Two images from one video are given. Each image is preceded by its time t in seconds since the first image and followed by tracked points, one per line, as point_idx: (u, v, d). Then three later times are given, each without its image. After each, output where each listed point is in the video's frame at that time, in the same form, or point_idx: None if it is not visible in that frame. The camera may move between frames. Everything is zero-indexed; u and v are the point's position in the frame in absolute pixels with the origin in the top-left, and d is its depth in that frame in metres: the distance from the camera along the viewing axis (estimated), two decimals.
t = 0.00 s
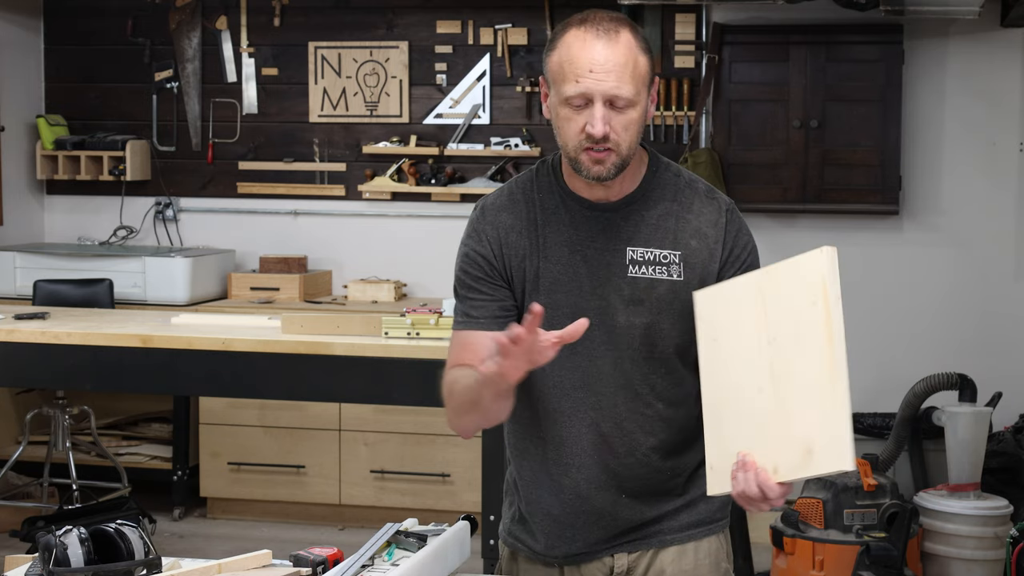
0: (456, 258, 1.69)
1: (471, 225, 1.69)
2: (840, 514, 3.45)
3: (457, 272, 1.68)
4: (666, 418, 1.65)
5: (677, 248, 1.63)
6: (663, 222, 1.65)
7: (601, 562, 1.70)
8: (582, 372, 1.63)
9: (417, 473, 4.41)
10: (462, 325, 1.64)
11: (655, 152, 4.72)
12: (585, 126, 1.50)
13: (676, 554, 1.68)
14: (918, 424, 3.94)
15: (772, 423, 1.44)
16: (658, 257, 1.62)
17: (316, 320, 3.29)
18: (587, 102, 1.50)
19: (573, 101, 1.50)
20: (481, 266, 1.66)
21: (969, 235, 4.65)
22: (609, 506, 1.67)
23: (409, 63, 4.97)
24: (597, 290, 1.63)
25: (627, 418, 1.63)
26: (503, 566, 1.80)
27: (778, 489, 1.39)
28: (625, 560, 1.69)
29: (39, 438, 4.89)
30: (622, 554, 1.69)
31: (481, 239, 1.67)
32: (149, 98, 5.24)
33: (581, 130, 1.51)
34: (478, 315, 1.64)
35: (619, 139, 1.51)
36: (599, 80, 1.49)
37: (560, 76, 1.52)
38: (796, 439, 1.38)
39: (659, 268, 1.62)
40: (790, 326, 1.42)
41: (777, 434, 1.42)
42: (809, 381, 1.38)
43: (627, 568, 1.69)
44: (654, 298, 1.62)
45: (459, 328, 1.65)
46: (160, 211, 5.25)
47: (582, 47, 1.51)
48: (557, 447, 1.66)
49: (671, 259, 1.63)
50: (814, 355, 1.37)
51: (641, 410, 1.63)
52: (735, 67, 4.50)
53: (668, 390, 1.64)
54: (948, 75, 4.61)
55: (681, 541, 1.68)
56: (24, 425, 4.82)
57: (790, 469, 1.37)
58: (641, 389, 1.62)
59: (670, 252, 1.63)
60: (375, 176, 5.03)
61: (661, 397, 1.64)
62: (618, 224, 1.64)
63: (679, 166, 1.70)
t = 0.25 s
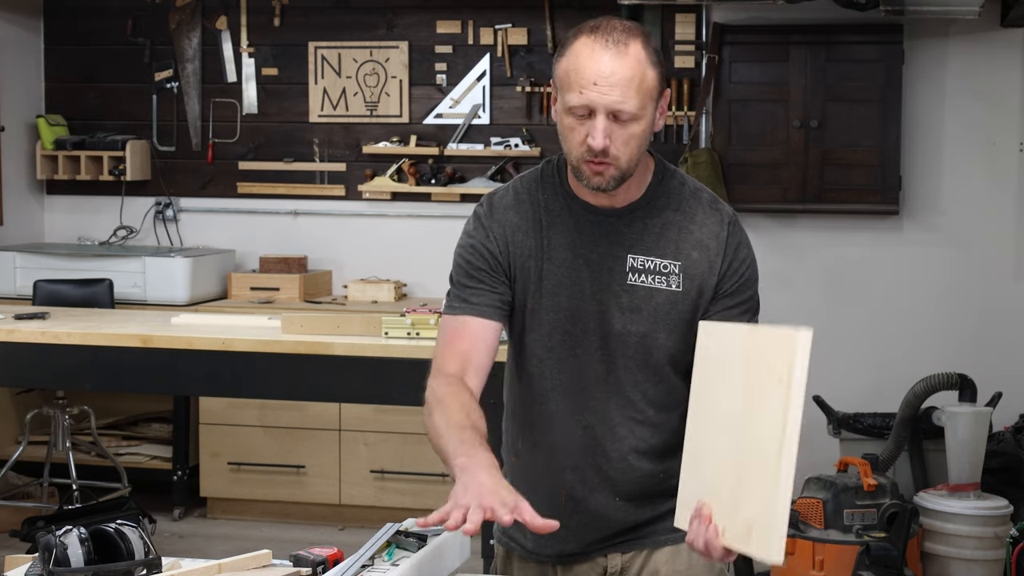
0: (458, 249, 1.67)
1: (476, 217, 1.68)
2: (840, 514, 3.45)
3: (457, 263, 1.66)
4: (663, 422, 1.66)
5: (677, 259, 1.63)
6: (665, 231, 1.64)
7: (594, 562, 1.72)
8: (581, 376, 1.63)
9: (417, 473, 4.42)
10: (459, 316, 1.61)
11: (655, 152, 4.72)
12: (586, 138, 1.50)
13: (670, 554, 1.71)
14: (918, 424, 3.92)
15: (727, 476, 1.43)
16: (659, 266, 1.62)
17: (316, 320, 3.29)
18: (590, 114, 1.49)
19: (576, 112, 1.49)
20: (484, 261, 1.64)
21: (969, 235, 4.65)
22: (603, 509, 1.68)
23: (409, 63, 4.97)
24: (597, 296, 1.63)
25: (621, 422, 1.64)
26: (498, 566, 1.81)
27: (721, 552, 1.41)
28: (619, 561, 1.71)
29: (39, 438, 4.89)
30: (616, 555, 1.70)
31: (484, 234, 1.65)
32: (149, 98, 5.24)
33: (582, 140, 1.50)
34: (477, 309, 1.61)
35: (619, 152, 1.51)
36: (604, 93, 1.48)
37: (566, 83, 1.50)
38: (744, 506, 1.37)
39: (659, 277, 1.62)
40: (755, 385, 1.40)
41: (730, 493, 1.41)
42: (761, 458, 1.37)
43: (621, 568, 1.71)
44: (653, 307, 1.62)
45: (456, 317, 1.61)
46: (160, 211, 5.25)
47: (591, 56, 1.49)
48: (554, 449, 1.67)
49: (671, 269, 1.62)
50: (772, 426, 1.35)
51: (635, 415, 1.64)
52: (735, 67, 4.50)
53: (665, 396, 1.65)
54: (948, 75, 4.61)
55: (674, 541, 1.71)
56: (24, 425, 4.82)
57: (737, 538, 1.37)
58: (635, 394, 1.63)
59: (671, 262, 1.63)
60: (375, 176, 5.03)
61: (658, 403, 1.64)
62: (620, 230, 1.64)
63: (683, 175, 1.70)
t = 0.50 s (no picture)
0: (451, 254, 1.69)
1: (468, 220, 1.69)
2: (840, 514, 3.45)
3: (450, 267, 1.69)
4: (661, 421, 1.65)
5: (675, 256, 1.62)
6: (663, 229, 1.64)
7: (592, 564, 1.72)
8: (578, 376, 1.63)
9: (417, 473, 4.42)
10: (448, 326, 1.67)
11: (656, 152, 4.72)
12: (580, 131, 1.50)
13: (669, 554, 1.71)
14: (918, 424, 3.92)
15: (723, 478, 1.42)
16: (656, 264, 1.62)
17: (316, 320, 3.29)
18: (583, 108, 1.49)
19: (568, 105, 1.49)
20: (476, 263, 1.66)
21: (969, 235, 4.65)
22: (602, 509, 1.68)
23: (409, 63, 4.97)
24: (593, 294, 1.63)
25: (620, 422, 1.64)
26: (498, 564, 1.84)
27: (707, 547, 1.42)
28: (617, 561, 1.71)
29: (39, 438, 4.89)
30: (614, 555, 1.71)
31: (477, 236, 1.67)
32: (149, 98, 5.24)
33: (576, 134, 1.50)
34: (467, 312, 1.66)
35: (614, 143, 1.50)
36: (594, 85, 1.48)
37: (557, 78, 1.51)
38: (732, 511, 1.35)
39: (657, 275, 1.62)
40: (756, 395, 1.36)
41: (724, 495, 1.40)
42: (742, 459, 1.37)
43: (619, 569, 1.71)
44: (650, 305, 1.61)
45: (446, 328, 1.67)
46: (160, 211, 5.25)
47: (580, 49, 1.49)
48: (550, 451, 1.66)
49: (669, 267, 1.62)
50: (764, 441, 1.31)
51: (634, 415, 1.64)
52: (735, 67, 4.50)
53: (664, 395, 1.64)
54: (948, 75, 4.61)
55: (674, 541, 1.71)
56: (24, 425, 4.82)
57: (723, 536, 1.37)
58: (635, 394, 1.63)
59: (669, 260, 1.62)
60: (375, 176, 5.03)
61: (656, 403, 1.64)
62: (616, 228, 1.64)
63: (681, 172, 1.69)
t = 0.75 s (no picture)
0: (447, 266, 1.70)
1: (462, 230, 1.69)
2: (840, 514, 3.45)
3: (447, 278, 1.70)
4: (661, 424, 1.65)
5: (674, 259, 1.62)
6: (661, 231, 1.64)
7: (598, 566, 1.73)
8: (577, 382, 1.63)
9: (418, 473, 4.42)
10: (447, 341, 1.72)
11: (655, 152, 4.72)
12: (572, 136, 1.48)
13: (671, 557, 1.71)
14: (918, 425, 3.92)
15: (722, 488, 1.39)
16: (655, 268, 1.62)
17: (316, 321, 3.29)
18: (574, 113, 1.48)
19: (559, 110, 1.48)
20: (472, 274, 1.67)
21: (969, 235, 4.65)
22: (604, 514, 1.68)
23: (409, 63, 4.97)
24: (591, 300, 1.62)
25: (621, 427, 1.63)
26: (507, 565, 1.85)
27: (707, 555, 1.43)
28: (621, 565, 1.72)
29: (39, 438, 4.89)
30: (618, 559, 1.72)
31: (472, 246, 1.67)
32: (149, 98, 5.24)
33: (568, 140, 1.49)
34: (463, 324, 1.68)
35: (606, 148, 1.49)
36: (585, 90, 1.47)
37: (547, 84, 1.50)
38: (724, 526, 1.33)
39: (656, 279, 1.61)
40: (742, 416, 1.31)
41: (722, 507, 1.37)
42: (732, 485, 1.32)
43: (624, 570, 1.72)
44: (650, 308, 1.61)
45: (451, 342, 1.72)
46: (160, 211, 5.25)
47: (569, 54, 1.48)
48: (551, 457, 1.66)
49: (668, 270, 1.62)
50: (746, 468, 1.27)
51: (636, 419, 1.63)
52: (735, 67, 4.50)
53: (664, 398, 1.64)
54: (948, 75, 4.61)
55: (677, 544, 1.71)
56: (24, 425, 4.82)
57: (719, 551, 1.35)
58: (637, 398, 1.62)
59: (667, 263, 1.62)
60: (375, 176, 5.03)
61: (656, 406, 1.64)
62: (613, 233, 1.63)
63: (677, 174, 1.69)
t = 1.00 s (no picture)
0: (449, 264, 1.70)
1: (463, 227, 1.69)
2: (840, 514, 3.45)
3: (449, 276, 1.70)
4: (661, 420, 1.65)
5: (674, 255, 1.62)
6: (661, 228, 1.64)
7: (596, 566, 1.73)
8: (578, 378, 1.63)
9: (418, 473, 4.42)
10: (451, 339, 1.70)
11: (655, 152, 4.73)
12: (578, 120, 1.48)
13: (670, 556, 1.72)
14: (918, 424, 3.92)
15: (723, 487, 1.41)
16: (655, 263, 1.62)
17: (316, 321, 3.29)
18: (580, 96, 1.48)
19: (566, 94, 1.48)
20: (474, 270, 1.67)
21: (968, 235, 4.65)
22: (604, 511, 1.68)
23: (409, 63, 4.97)
24: (592, 296, 1.62)
25: (622, 424, 1.63)
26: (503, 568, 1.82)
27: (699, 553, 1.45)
28: (620, 565, 1.72)
29: (39, 438, 4.89)
30: (616, 559, 1.72)
31: (473, 243, 1.67)
32: (149, 98, 5.24)
33: (574, 124, 1.48)
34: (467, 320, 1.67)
35: (612, 132, 1.48)
36: (591, 73, 1.47)
37: (553, 69, 1.50)
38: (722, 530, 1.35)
39: (656, 275, 1.62)
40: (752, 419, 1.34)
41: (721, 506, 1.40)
42: (738, 485, 1.34)
43: (622, 571, 1.73)
44: (650, 304, 1.61)
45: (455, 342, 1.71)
46: (160, 211, 5.25)
47: (575, 40, 1.49)
48: (551, 453, 1.66)
49: (668, 266, 1.62)
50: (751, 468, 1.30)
51: (637, 415, 1.63)
52: (735, 67, 4.50)
53: (664, 394, 1.64)
54: (948, 74, 4.61)
55: (676, 543, 1.72)
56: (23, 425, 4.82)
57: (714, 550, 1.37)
58: (637, 395, 1.63)
59: (667, 259, 1.62)
60: (375, 176, 5.02)
61: (656, 403, 1.64)
62: (613, 229, 1.64)
63: (676, 171, 1.69)
